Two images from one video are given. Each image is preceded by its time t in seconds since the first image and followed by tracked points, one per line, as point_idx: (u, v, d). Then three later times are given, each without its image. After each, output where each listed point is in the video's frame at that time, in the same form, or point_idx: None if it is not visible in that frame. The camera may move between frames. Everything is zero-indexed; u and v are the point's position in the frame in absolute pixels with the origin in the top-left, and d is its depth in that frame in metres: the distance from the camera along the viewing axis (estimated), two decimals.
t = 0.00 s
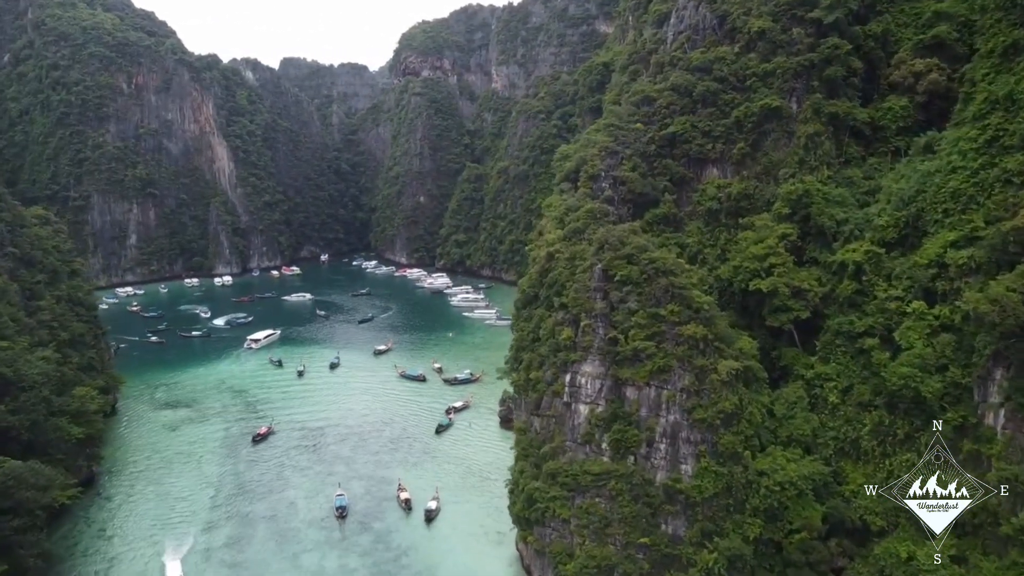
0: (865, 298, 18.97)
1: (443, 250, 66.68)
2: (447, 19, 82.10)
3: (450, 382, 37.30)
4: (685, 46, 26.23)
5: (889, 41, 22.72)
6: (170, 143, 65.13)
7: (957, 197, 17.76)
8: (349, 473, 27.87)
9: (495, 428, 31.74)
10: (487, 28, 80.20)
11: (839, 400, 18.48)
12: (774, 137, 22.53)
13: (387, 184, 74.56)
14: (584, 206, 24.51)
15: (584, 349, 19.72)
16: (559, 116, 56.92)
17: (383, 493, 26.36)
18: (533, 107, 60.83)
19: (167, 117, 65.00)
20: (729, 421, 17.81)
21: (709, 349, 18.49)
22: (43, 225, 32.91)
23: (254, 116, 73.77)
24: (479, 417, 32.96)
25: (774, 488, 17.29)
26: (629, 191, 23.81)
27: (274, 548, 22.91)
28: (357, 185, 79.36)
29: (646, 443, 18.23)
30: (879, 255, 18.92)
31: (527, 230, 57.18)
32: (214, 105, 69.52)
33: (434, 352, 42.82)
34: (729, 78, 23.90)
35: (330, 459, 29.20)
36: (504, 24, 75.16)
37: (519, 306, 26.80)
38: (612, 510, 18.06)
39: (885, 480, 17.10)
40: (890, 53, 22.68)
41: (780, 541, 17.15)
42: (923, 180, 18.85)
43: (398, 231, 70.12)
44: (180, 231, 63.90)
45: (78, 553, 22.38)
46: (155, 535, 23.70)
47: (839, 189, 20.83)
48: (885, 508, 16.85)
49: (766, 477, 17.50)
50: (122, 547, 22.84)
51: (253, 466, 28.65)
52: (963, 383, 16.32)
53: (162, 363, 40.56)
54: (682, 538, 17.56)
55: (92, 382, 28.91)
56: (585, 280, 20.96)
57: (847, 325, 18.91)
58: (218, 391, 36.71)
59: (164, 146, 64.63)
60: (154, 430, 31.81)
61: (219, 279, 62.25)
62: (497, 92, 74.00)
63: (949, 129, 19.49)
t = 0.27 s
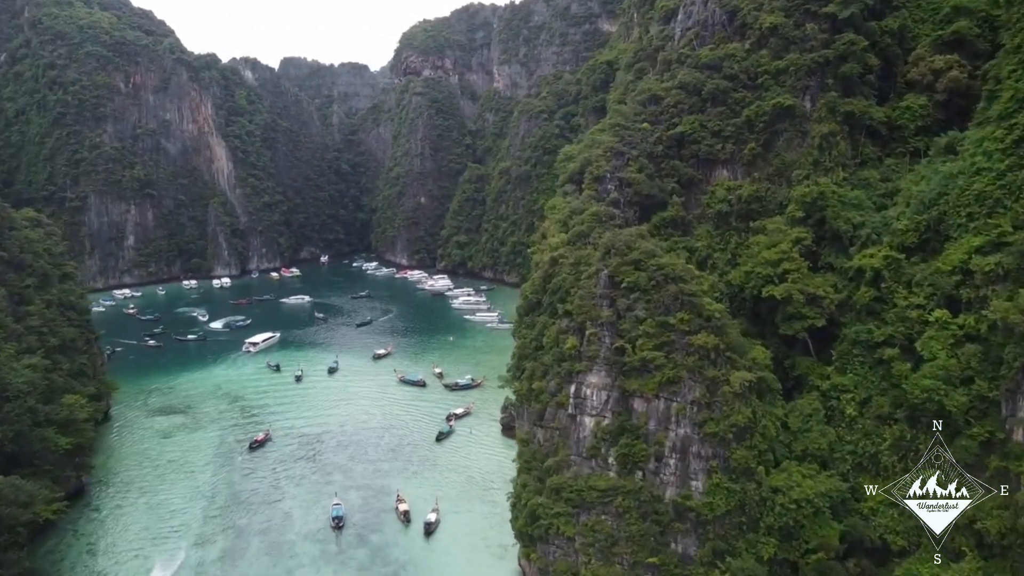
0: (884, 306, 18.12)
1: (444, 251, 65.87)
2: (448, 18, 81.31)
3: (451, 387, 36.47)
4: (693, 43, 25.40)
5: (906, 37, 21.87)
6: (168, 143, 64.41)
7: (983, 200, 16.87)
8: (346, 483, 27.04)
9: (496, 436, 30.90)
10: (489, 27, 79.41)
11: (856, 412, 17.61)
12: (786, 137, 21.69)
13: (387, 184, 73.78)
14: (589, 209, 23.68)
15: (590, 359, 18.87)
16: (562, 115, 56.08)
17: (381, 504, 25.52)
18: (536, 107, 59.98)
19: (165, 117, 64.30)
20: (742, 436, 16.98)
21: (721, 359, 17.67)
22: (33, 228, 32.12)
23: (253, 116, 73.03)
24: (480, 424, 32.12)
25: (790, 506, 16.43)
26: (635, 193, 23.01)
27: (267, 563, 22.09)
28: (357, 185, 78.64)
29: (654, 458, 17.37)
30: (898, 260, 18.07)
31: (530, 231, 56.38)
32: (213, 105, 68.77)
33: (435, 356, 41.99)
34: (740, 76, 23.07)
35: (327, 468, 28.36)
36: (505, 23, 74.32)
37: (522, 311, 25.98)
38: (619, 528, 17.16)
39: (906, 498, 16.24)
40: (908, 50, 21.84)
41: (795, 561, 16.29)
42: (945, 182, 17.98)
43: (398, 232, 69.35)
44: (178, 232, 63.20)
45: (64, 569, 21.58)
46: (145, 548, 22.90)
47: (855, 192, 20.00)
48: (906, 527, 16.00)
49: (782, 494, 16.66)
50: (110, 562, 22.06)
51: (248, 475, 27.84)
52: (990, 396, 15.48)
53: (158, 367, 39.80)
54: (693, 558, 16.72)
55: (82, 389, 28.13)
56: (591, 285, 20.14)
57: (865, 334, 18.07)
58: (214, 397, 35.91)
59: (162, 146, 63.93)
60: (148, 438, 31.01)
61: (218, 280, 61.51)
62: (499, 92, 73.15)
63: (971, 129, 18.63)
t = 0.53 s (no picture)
0: (906, 314, 17.28)
1: (447, 252, 65.09)
2: (451, 16, 80.56)
3: (453, 393, 35.67)
4: (703, 40, 24.60)
5: (925, 33, 21.04)
6: (167, 143, 63.70)
7: (1013, 202, 15.93)
8: (344, 494, 26.26)
9: (499, 444, 30.10)
10: (491, 26, 78.66)
11: (876, 426, 16.78)
12: (801, 137, 20.87)
13: (389, 184, 73.02)
14: (595, 211, 22.90)
15: (596, 369, 18.02)
16: (566, 115, 55.22)
17: (380, 516, 24.73)
18: (539, 106, 59.13)
19: (164, 117, 63.61)
20: (757, 451, 16.19)
21: (734, 370, 16.88)
22: (24, 230, 31.37)
23: (254, 116, 72.35)
24: (482, 431, 31.32)
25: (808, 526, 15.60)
26: (643, 195, 22.23)
27: None
28: (359, 186, 77.98)
29: (665, 474, 16.53)
30: (921, 266, 17.19)
31: (533, 232, 55.60)
32: (213, 104, 68.09)
33: (436, 360, 41.20)
34: (752, 73, 22.24)
35: (325, 477, 27.58)
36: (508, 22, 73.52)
37: (526, 316, 25.21)
38: (628, 548, 16.13)
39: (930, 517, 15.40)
40: (927, 46, 21.00)
41: None
42: (970, 184, 17.12)
43: (400, 232, 68.61)
44: (178, 233, 62.51)
45: None
46: (136, 562, 22.14)
47: (874, 194, 19.15)
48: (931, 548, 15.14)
49: (799, 514, 15.82)
50: None
51: (244, 485, 27.08)
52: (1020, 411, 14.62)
53: (154, 372, 39.08)
54: None
55: (74, 396, 27.37)
56: (598, 291, 19.36)
57: (885, 344, 17.22)
58: (210, 402, 35.16)
59: (162, 146, 63.28)
60: (141, 445, 30.26)
61: (217, 282, 60.80)
62: (501, 91, 72.34)
63: (997, 128, 17.78)
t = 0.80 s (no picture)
0: (928, 323, 16.52)
1: (449, 254, 64.36)
2: (453, 15, 79.84)
3: (455, 398, 34.92)
4: (713, 37, 23.82)
5: (945, 29, 20.25)
6: (167, 143, 63.05)
7: None
8: (343, 504, 25.52)
9: (502, 452, 29.33)
10: (494, 25, 77.93)
11: (898, 440, 15.95)
12: (816, 137, 20.09)
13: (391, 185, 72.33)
14: (602, 214, 22.13)
15: (604, 380, 17.25)
16: (569, 115, 54.40)
17: (379, 528, 23.97)
18: (541, 106, 58.32)
19: (164, 117, 62.95)
20: (772, 467, 15.39)
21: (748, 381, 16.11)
22: (17, 233, 30.69)
23: (254, 116, 71.70)
24: (485, 438, 30.55)
25: (827, 547, 14.67)
26: (652, 197, 21.47)
27: None
28: (360, 186, 77.30)
29: (676, 491, 15.74)
30: (944, 272, 16.39)
31: (536, 233, 54.84)
32: (213, 104, 67.43)
33: (438, 364, 40.46)
34: (764, 71, 21.47)
35: (323, 487, 26.82)
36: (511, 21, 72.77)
37: (529, 322, 24.45)
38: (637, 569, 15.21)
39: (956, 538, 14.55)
40: (948, 43, 20.20)
41: None
42: (996, 186, 16.33)
43: (402, 234, 67.92)
44: (177, 234, 61.87)
45: None
46: None
47: (893, 197, 18.34)
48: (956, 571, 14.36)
49: (817, 533, 14.89)
50: None
51: (240, 494, 26.34)
52: None
53: (151, 376, 38.39)
54: None
55: (66, 403, 26.67)
56: (605, 298, 18.59)
57: (907, 354, 16.42)
58: (207, 408, 34.45)
59: (161, 146, 62.66)
60: (135, 452, 29.55)
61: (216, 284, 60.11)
62: (504, 91, 71.59)
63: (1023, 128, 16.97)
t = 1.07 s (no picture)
0: (952, 333, 15.77)
1: (451, 255, 63.64)
2: (455, 14, 79.09)
3: (457, 404, 34.16)
4: (723, 34, 23.07)
5: (966, 25, 19.48)
6: (166, 143, 62.38)
7: None
8: (341, 515, 24.77)
9: (504, 460, 28.57)
10: (497, 24, 77.18)
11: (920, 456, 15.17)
12: (831, 138, 19.34)
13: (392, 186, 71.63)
14: (608, 218, 21.37)
15: (611, 393, 16.50)
16: (573, 114, 53.60)
17: (378, 540, 23.22)
18: (544, 106, 57.52)
19: (163, 117, 62.25)
20: (789, 485, 14.63)
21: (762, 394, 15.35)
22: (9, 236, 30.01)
23: (255, 116, 71.05)
24: (487, 446, 29.79)
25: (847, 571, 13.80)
26: (660, 200, 20.72)
27: None
28: (361, 187, 76.61)
29: (687, 509, 14.98)
30: (969, 278, 15.62)
31: (539, 235, 54.07)
32: (213, 104, 66.78)
33: (440, 368, 39.72)
34: (777, 69, 20.71)
35: (321, 497, 26.06)
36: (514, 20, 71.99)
37: (533, 328, 23.71)
38: None
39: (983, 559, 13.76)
40: (969, 40, 19.43)
41: None
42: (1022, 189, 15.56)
43: (403, 235, 67.21)
44: (176, 235, 61.23)
45: None
46: None
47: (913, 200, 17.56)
48: None
49: (836, 555, 14.04)
50: None
51: (235, 504, 25.63)
52: None
53: (147, 380, 37.71)
54: None
55: (58, 410, 25.99)
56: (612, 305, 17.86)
57: (929, 365, 15.67)
58: (204, 413, 33.75)
59: (161, 146, 62.00)
60: (129, 460, 28.85)
61: (216, 285, 59.42)
62: (506, 90, 70.81)
63: None
